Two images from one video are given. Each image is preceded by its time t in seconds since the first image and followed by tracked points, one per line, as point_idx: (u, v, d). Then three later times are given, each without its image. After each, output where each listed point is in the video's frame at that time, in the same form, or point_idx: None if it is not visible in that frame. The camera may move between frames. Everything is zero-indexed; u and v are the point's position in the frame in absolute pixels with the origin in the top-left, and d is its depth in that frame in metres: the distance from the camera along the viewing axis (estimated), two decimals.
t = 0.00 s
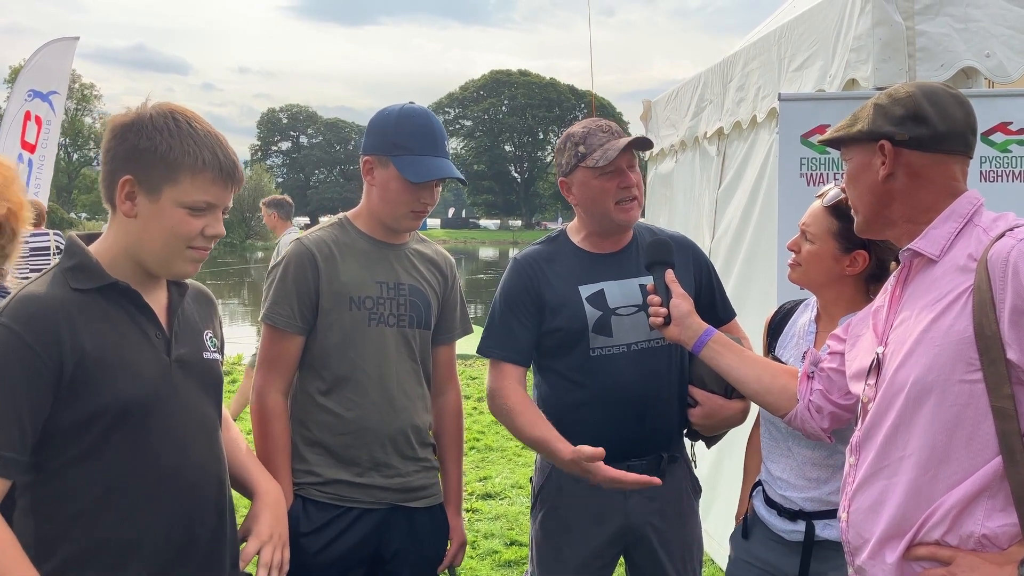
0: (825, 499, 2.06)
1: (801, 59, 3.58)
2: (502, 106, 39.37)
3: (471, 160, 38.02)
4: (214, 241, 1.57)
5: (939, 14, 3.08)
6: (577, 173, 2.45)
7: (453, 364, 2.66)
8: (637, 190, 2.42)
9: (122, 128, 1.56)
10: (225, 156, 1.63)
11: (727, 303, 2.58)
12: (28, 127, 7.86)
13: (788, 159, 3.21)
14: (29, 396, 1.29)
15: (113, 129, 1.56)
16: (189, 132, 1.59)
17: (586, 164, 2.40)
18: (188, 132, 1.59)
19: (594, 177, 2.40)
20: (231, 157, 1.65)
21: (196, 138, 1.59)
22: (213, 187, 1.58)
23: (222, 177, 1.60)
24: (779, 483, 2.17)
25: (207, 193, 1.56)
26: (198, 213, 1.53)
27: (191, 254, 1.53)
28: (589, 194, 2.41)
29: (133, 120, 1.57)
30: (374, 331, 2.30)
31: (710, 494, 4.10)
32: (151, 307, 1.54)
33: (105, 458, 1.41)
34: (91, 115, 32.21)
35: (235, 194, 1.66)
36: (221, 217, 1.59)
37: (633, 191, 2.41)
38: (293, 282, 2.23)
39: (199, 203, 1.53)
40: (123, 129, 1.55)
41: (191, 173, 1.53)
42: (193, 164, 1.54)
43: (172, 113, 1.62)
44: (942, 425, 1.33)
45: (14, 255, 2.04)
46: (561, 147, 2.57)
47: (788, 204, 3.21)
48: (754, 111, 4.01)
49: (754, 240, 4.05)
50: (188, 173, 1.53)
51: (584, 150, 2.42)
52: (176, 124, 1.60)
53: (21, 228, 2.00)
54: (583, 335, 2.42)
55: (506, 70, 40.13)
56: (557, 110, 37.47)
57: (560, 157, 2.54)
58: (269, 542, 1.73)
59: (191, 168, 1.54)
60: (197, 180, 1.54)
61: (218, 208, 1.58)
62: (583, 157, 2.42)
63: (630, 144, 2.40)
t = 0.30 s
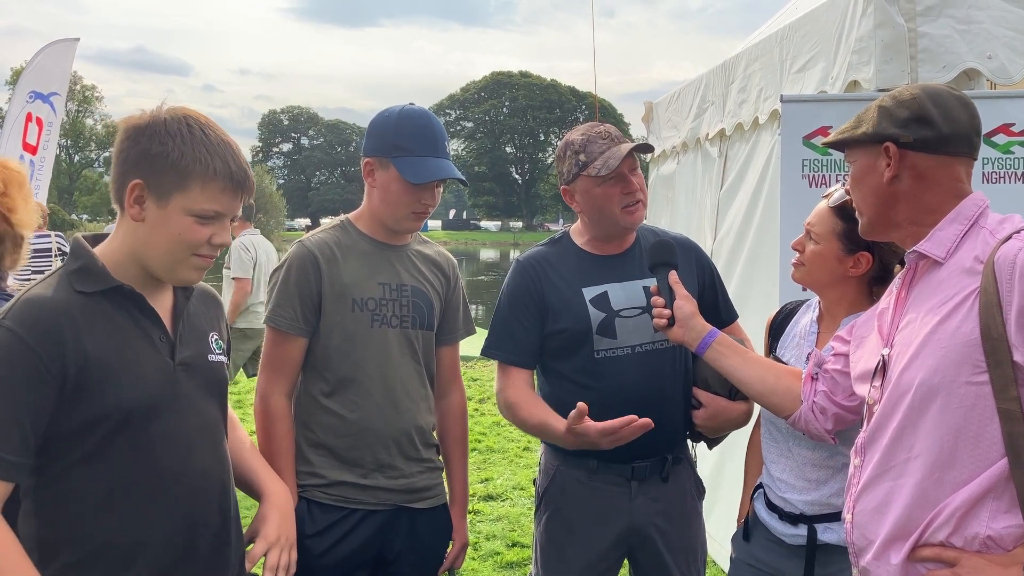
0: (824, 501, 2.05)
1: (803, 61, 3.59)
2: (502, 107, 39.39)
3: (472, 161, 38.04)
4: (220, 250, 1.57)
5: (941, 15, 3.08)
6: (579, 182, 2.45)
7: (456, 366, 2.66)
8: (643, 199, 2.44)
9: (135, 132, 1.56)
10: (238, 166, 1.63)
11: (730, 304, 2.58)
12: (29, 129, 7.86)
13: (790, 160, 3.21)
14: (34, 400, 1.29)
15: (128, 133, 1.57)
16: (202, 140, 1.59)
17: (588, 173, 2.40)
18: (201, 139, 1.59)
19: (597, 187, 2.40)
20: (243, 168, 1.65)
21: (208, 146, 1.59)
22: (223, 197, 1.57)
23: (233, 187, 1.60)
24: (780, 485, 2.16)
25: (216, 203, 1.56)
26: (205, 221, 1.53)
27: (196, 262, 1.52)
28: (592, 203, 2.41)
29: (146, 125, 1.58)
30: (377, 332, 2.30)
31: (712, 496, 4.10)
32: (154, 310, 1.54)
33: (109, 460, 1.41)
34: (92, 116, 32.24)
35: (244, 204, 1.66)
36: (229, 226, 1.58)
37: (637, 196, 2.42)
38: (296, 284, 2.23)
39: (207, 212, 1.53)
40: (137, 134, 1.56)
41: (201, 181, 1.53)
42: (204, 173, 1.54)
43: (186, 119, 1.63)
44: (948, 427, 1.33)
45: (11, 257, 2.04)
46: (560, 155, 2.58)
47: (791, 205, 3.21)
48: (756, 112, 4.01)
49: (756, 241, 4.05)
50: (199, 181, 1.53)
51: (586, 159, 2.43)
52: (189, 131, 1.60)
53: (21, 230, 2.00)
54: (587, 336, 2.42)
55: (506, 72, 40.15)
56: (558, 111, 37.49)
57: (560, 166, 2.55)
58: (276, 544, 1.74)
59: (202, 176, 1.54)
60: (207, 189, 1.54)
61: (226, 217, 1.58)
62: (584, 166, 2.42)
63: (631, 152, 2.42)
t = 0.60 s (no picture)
0: (826, 502, 2.05)
1: (805, 61, 3.58)
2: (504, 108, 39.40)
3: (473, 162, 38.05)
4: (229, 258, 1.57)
5: (943, 15, 3.08)
6: (582, 178, 2.45)
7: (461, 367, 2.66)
8: (644, 193, 2.43)
9: (153, 135, 1.56)
10: (253, 176, 1.62)
11: (734, 303, 2.58)
12: (32, 131, 7.83)
13: (794, 160, 3.20)
14: (42, 401, 1.29)
15: (146, 135, 1.56)
16: (220, 148, 1.59)
17: (591, 169, 2.40)
18: (219, 147, 1.59)
19: (600, 182, 2.40)
20: (259, 178, 1.65)
21: (226, 154, 1.59)
22: (236, 206, 1.57)
23: (247, 196, 1.60)
24: (782, 485, 2.16)
25: (229, 212, 1.55)
26: (217, 229, 1.52)
27: (204, 268, 1.52)
28: (595, 199, 2.41)
29: (166, 129, 1.58)
30: (382, 333, 2.31)
31: (716, 495, 4.10)
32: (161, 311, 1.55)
33: (116, 461, 1.41)
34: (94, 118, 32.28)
35: (258, 214, 1.65)
36: (240, 235, 1.58)
37: (640, 194, 2.42)
38: (301, 286, 2.24)
39: (220, 221, 1.53)
40: (156, 137, 1.56)
41: (216, 190, 1.53)
42: (220, 182, 1.54)
43: (206, 126, 1.63)
44: (956, 427, 1.33)
45: (20, 255, 2.12)
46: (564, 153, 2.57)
47: (794, 205, 3.21)
48: (758, 113, 4.01)
49: (759, 241, 4.04)
50: (214, 190, 1.53)
51: (589, 155, 2.43)
52: (209, 138, 1.60)
53: (28, 226, 2.11)
54: (591, 337, 2.43)
55: (507, 72, 40.15)
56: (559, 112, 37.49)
57: (564, 163, 2.54)
58: (288, 546, 1.73)
59: (218, 185, 1.53)
60: (221, 198, 1.54)
61: (237, 227, 1.58)
62: (587, 161, 2.42)
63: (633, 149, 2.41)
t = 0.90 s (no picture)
0: (829, 501, 2.05)
1: (806, 59, 3.58)
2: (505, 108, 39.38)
3: (474, 162, 38.05)
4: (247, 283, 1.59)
5: (944, 12, 3.07)
6: (584, 178, 2.45)
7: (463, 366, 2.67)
8: (645, 193, 2.43)
9: (202, 152, 1.55)
10: (292, 213, 1.64)
11: (737, 301, 2.58)
12: (34, 132, 7.83)
13: (795, 159, 3.20)
14: (44, 402, 1.30)
15: (196, 151, 1.55)
16: (267, 179, 1.60)
17: (593, 169, 2.41)
18: (266, 179, 1.60)
19: (603, 182, 2.40)
20: (295, 213, 1.66)
21: (272, 188, 1.59)
22: (270, 241, 1.59)
23: (282, 232, 1.61)
24: (785, 485, 2.16)
25: (262, 245, 1.57)
26: (244, 258, 1.54)
27: (221, 289, 1.54)
28: (597, 199, 2.41)
29: (217, 149, 1.57)
30: (385, 333, 2.31)
31: (719, 494, 4.10)
32: (168, 313, 1.55)
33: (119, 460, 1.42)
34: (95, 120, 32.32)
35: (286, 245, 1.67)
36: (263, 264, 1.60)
37: (642, 194, 2.43)
38: (303, 286, 2.24)
39: (250, 252, 1.54)
40: (206, 156, 1.55)
41: (255, 222, 1.54)
42: (261, 216, 1.55)
43: (258, 155, 1.63)
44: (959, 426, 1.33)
45: (19, 257, 2.12)
46: (565, 152, 2.57)
47: (795, 204, 3.21)
48: (760, 111, 4.00)
49: (760, 240, 4.04)
50: (253, 223, 1.54)
51: (592, 155, 2.42)
52: (259, 168, 1.60)
53: (28, 226, 2.10)
54: (593, 335, 2.43)
55: (508, 72, 40.13)
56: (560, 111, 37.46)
57: (566, 162, 2.54)
58: (291, 548, 1.71)
59: (258, 219, 1.54)
60: (258, 231, 1.55)
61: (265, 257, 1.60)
62: (591, 161, 2.42)
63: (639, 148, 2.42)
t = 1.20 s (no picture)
0: (836, 499, 2.05)
1: (807, 57, 3.57)
2: (505, 106, 39.35)
3: (475, 161, 38.04)
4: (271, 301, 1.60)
5: (945, 9, 3.07)
6: (589, 177, 2.44)
7: (464, 365, 2.67)
8: (652, 192, 2.44)
9: (251, 171, 1.55)
10: (328, 241, 1.65)
11: (738, 300, 2.58)
12: (34, 133, 7.82)
13: (796, 157, 3.20)
14: (70, 400, 1.28)
15: (248, 168, 1.55)
16: (312, 207, 1.60)
17: (602, 167, 2.39)
18: (311, 206, 1.60)
19: (609, 181, 2.39)
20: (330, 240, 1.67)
21: (315, 215, 1.60)
22: (303, 266, 1.60)
23: (315, 257, 1.63)
24: (789, 484, 2.16)
25: (295, 269, 1.58)
26: (274, 279, 1.54)
27: (245, 304, 1.54)
28: (603, 196, 2.40)
29: (268, 169, 1.56)
30: (386, 333, 2.31)
31: (720, 493, 4.10)
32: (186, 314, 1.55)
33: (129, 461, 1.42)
34: (96, 120, 32.35)
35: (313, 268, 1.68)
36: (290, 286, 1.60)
37: (648, 193, 2.43)
38: (303, 287, 2.24)
39: (282, 275, 1.55)
40: (258, 175, 1.54)
41: (294, 248, 1.55)
42: (300, 243, 1.56)
43: (307, 179, 1.64)
44: (959, 425, 1.33)
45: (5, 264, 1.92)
46: (569, 150, 2.56)
47: (796, 202, 3.20)
48: (761, 109, 4.00)
49: (761, 238, 4.04)
50: (292, 248, 1.54)
51: (600, 153, 2.41)
52: (305, 194, 1.60)
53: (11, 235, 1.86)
54: (594, 334, 2.42)
55: (508, 70, 40.10)
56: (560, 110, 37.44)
57: (571, 160, 2.53)
58: (290, 545, 1.74)
59: (297, 244, 1.55)
60: (295, 257, 1.56)
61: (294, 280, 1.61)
62: (598, 159, 2.41)
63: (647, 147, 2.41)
